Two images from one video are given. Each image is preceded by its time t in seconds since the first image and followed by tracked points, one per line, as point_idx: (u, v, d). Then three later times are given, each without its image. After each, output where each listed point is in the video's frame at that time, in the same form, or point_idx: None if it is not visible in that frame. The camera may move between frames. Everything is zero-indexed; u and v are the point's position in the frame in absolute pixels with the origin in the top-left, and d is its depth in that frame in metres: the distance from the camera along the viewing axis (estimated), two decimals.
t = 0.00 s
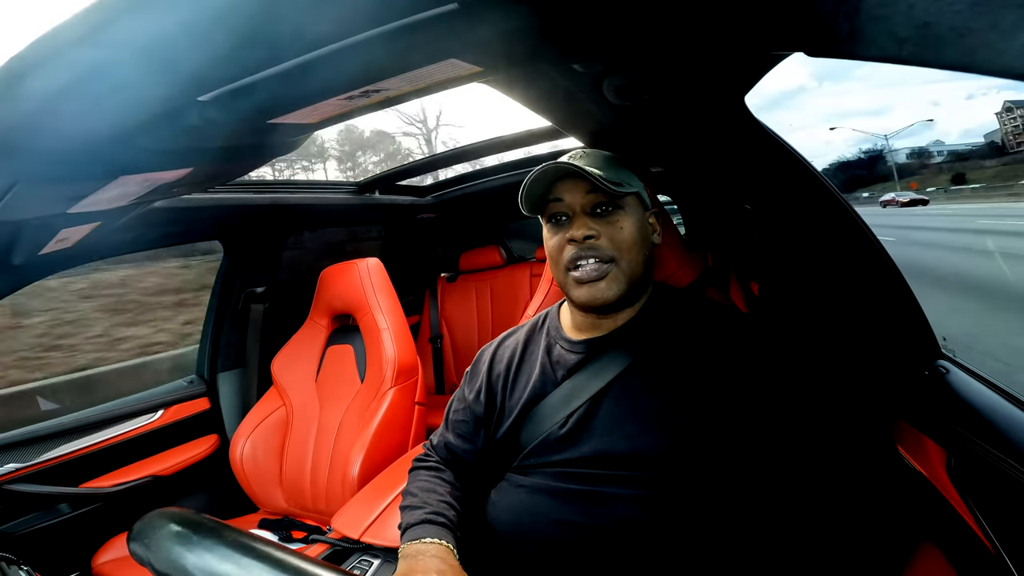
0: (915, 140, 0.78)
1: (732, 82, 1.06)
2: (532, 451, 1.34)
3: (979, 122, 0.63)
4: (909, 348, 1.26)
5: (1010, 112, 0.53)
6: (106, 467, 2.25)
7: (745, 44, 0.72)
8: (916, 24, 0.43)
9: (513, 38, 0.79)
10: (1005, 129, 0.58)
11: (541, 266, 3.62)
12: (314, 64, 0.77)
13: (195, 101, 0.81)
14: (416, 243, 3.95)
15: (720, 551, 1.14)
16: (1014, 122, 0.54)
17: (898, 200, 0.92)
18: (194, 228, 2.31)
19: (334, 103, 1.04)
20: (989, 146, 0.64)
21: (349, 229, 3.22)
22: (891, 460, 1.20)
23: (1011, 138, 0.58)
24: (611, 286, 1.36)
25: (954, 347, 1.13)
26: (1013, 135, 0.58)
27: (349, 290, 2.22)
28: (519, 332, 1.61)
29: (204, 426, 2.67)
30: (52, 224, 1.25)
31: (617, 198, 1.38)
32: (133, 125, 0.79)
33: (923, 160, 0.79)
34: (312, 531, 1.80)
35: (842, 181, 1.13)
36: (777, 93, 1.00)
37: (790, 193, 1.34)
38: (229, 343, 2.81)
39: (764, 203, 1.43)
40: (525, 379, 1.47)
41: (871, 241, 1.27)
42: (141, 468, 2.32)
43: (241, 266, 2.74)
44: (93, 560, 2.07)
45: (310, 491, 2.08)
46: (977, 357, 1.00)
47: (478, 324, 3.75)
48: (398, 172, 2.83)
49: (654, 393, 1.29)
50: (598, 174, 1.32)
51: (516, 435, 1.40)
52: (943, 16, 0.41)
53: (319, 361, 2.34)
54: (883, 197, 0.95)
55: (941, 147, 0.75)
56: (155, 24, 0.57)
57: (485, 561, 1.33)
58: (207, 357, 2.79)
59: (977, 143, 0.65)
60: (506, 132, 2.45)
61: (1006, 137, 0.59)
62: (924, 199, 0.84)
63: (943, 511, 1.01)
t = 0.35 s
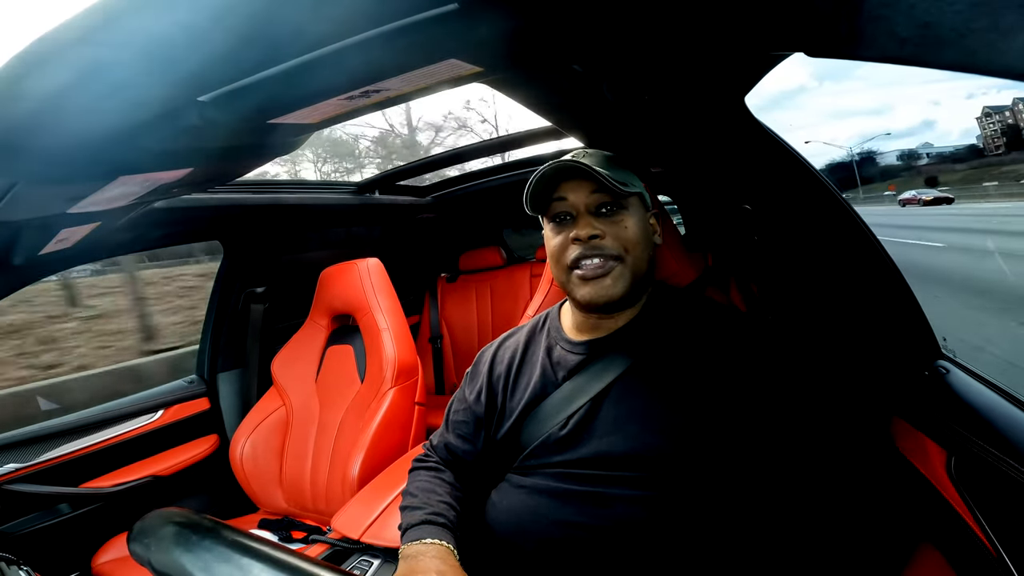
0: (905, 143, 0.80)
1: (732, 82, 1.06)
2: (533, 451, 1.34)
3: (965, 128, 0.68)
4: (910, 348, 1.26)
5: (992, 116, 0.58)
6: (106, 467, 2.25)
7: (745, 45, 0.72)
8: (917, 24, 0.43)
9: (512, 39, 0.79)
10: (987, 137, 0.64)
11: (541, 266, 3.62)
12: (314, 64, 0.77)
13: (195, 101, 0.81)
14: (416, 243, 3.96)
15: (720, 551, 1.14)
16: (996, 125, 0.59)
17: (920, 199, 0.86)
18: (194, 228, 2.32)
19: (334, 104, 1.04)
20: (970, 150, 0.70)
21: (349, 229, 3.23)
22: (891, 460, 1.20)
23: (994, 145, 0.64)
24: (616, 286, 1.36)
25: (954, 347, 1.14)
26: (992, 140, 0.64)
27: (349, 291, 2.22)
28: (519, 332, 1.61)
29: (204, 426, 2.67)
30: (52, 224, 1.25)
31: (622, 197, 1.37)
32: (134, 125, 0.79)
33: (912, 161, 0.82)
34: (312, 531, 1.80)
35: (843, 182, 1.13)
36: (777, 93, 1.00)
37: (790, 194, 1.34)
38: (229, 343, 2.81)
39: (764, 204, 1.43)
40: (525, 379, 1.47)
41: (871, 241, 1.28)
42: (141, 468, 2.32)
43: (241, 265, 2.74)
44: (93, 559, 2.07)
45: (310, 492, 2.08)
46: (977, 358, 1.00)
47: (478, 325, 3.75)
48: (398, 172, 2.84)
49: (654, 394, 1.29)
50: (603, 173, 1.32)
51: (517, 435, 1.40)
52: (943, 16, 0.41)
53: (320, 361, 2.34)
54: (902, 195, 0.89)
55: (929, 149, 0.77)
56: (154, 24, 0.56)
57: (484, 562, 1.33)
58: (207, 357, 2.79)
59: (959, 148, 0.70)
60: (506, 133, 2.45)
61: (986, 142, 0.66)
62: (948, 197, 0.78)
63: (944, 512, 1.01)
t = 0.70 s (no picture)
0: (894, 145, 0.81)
1: (732, 82, 1.06)
2: (533, 452, 1.34)
3: (949, 131, 0.71)
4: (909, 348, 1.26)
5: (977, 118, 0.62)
6: (106, 468, 2.25)
7: (746, 45, 0.72)
8: (917, 24, 0.43)
9: (513, 39, 0.79)
10: (969, 144, 0.68)
11: (541, 266, 3.62)
12: (314, 65, 0.77)
13: (196, 102, 0.81)
14: (416, 244, 3.96)
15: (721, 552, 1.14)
16: (977, 129, 0.64)
17: (945, 196, 0.81)
18: (194, 229, 2.32)
19: (334, 105, 1.04)
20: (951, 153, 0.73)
21: (349, 230, 3.23)
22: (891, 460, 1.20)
23: (977, 150, 0.67)
24: (634, 287, 1.36)
25: (954, 347, 1.14)
26: (973, 147, 0.68)
27: (350, 291, 2.22)
28: (519, 332, 1.61)
29: (204, 427, 2.67)
30: (51, 225, 1.25)
31: (633, 199, 1.39)
32: (134, 126, 0.79)
33: (902, 164, 0.83)
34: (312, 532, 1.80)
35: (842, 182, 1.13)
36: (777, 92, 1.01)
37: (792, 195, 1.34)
38: (229, 343, 2.80)
39: (763, 204, 1.43)
40: (525, 380, 1.47)
41: (870, 240, 1.28)
42: (141, 469, 2.32)
43: (241, 266, 2.74)
44: (93, 560, 2.08)
45: (310, 493, 2.08)
46: (979, 357, 1.00)
47: (478, 325, 3.75)
48: (398, 172, 2.84)
49: (655, 394, 1.29)
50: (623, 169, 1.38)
51: (517, 435, 1.40)
52: (943, 17, 0.41)
53: (320, 362, 2.33)
54: (926, 192, 0.84)
55: (917, 151, 0.78)
56: (154, 24, 0.56)
57: (485, 562, 1.33)
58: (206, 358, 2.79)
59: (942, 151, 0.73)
60: (507, 133, 2.44)
61: (968, 150, 0.69)
62: (978, 195, 0.74)
63: (945, 512, 1.01)
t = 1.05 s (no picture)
0: (885, 146, 0.80)
1: (732, 82, 1.06)
2: (532, 451, 1.34)
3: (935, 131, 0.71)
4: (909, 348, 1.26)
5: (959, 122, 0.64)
6: (105, 467, 2.25)
7: (746, 45, 0.71)
8: (917, 24, 0.43)
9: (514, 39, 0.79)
10: (952, 146, 0.69)
11: (541, 266, 3.62)
12: (314, 64, 0.77)
13: (195, 101, 0.81)
14: (416, 243, 3.96)
15: (719, 552, 1.14)
16: (959, 133, 0.66)
17: (974, 194, 0.75)
18: (194, 228, 2.32)
19: (333, 104, 1.04)
20: (937, 155, 0.72)
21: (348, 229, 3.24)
22: (890, 461, 1.20)
23: (965, 151, 0.67)
24: (628, 290, 1.36)
25: (952, 348, 1.13)
26: (958, 148, 0.68)
27: (349, 291, 2.22)
28: (518, 332, 1.61)
29: (204, 426, 2.66)
30: (51, 224, 1.25)
31: (630, 201, 1.38)
32: (132, 125, 0.79)
33: (890, 165, 0.82)
34: (310, 531, 1.80)
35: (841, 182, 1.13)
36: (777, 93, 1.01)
37: (790, 194, 1.34)
38: (228, 342, 2.80)
39: (763, 204, 1.43)
40: (525, 380, 1.47)
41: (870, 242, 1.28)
42: (139, 468, 2.32)
43: (240, 265, 2.74)
44: (92, 559, 2.07)
45: (309, 492, 2.08)
46: (974, 358, 1.00)
47: (477, 325, 3.74)
48: (398, 172, 2.84)
49: (654, 394, 1.28)
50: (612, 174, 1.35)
51: (516, 435, 1.40)
52: (942, 17, 0.41)
53: (320, 361, 2.33)
54: (949, 190, 0.77)
55: (904, 154, 0.77)
56: (154, 24, 0.56)
57: (484, 562, 1.33)
58: (206, 357, 2.79)
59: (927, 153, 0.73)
60: (507, 133, 2.44)
61: (953, 150, 0.69)
62: (1013, 193, 0.68)
63: (943, 513, 1.01)
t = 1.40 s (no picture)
0: (879, 147, 0.86)
1: (731, 83, 1.06)
2: (531, 452, 1.34)
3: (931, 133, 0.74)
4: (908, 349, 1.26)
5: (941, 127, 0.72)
6: (103, 466, 2.25)
7: (747, 45, 0.71)
8: (917, 26, 0.43)
9: (514, 40, 0.79)
10: (936, 147, 0.75)
11: (540, 266, 3.62)
12: (314, 63, 0.77)
13: (194, 100, 0.81)
14: (415, 242, 3.96)
15: (717, 551, 1.15)
16: (942, 136, 0.73)
17: (1009, 191, 0.70)
18: (193, 227, 2.32)
19: (333, 103, 1.04)
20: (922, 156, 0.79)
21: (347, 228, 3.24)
22: (887, 461, 1.21)
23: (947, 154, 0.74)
24: (621, 289, 1.37)
25: (951, 348, 1.12)
26: (941, 150, 0.75)
27: (348, 290, 2.22)
28: (517, 332, 1.61)
29: (202, 425, 2.66)
30: (50, 222, 1.25)
31: (630, 201, 1.38)
32: (133, 124, 0.79)
33: (883, 165, 0.86)
34: (308, 531, 1.80)
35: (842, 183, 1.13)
36: (778, 94, 1.01)
37: (789, 195, 1.35)
38: (227, 341, 2.78)
39: (762, 204, 1.43)
40: (524, 380, 1.47)
41: (870, 243, 1.28)
42: (137, 468, 2.31)
43: (239, 263, 2.73)
44: (89, 558, 2.07)
45: (307, 491, 2.08)
46: (972, 358, 1.00)
47: (476, 325, 3.74)
48: (398, 171, 2.84)
49: (653, 395, 1.28)
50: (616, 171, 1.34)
51: (516, 434, 1.40)
52: (941, 18, 0.41)
53: (319, 360, 2.33)
54: (981, 186, 0.72)
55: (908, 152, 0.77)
56: (155, 23, 0.56)
57: (482, 561, 1.33)
58: (204, 356, 2.77)
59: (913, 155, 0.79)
60: (507, 132, 2.44)
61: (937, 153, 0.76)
62: None
63: (940, 513, 1.01)
